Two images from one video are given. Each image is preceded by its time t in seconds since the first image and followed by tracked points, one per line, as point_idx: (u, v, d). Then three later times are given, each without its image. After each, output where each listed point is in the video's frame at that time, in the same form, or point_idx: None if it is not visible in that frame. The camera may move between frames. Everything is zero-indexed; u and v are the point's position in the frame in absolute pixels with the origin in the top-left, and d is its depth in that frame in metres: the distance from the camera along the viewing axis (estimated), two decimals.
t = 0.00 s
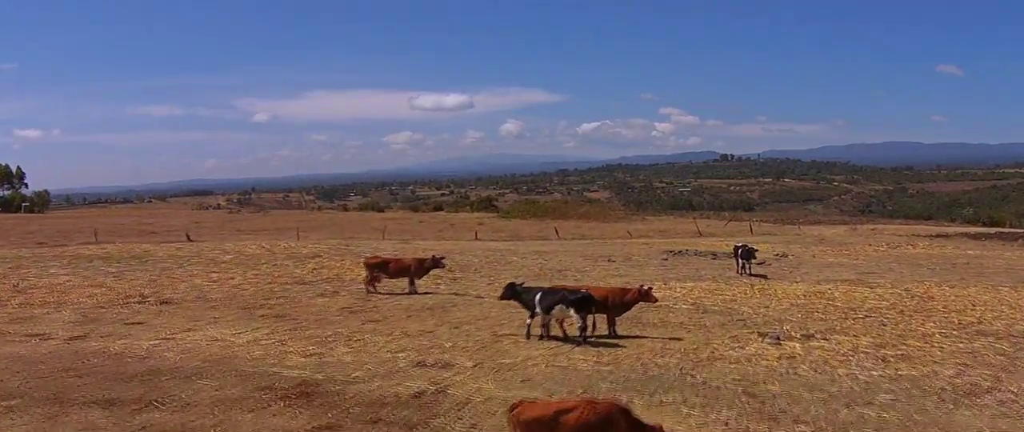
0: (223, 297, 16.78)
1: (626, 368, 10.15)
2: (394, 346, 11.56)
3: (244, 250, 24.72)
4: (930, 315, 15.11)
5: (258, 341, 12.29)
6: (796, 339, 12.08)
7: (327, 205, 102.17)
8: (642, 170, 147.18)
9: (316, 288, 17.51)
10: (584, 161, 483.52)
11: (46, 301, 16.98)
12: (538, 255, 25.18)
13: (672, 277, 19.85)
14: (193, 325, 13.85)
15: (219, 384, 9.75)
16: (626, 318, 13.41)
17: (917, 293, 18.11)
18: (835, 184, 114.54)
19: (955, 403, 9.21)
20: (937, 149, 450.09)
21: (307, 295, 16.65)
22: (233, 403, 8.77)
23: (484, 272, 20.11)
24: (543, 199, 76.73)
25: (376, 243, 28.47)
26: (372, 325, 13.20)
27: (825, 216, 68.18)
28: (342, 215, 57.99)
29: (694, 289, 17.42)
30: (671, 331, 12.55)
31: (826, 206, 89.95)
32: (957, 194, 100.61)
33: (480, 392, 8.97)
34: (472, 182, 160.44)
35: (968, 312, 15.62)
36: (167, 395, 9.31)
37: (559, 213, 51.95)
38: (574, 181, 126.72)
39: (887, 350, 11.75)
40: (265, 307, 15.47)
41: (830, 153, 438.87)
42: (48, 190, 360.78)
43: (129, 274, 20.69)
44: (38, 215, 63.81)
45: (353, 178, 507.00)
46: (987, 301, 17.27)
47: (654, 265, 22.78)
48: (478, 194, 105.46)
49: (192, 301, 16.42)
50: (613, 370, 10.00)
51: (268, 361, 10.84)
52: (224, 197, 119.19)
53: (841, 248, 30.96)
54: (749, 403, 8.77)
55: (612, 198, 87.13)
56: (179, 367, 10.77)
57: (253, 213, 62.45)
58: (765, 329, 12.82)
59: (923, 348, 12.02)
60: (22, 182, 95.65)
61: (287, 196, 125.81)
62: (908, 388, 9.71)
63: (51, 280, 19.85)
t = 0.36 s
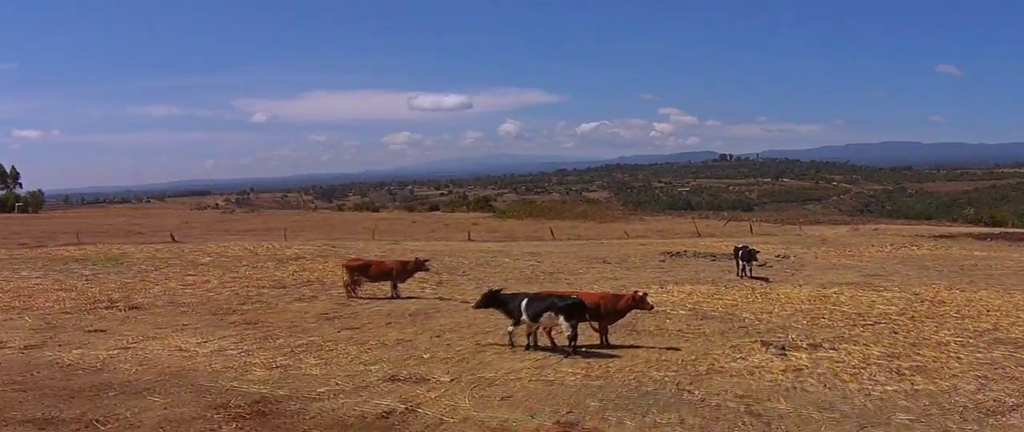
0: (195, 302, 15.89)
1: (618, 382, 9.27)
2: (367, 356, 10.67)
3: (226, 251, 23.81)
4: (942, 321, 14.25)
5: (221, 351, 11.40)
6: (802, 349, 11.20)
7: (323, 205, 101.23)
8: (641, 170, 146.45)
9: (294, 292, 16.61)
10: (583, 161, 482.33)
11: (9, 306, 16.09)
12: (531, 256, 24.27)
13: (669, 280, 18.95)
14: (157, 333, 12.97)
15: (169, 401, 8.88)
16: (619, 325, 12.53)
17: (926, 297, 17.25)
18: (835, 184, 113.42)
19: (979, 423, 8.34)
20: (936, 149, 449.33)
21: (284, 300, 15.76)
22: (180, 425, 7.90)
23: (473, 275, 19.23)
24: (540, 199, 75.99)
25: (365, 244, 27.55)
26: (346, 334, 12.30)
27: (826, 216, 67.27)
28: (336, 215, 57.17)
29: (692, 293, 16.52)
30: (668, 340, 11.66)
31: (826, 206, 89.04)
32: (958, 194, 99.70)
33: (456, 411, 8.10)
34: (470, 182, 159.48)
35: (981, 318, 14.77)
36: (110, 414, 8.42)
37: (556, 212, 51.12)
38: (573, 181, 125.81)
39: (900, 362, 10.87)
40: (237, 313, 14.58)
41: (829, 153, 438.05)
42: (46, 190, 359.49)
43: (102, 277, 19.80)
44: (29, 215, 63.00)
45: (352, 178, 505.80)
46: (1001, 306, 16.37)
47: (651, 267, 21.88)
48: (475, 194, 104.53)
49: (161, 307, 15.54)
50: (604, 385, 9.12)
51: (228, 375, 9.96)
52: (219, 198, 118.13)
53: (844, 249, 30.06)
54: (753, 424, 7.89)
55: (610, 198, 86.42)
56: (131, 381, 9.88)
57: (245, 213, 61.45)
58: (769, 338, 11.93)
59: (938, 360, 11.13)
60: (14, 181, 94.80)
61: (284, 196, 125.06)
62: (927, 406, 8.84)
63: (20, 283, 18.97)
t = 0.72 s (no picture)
0: (169, 309, 15.05)
1: (611, 401, 8.42)
2: (341, 370, 9.83)
3: (210, 253, 22.96)
4: (960, 330, 13.37)
5: (185, 365, 10.57)
6: (812, 362, 10.35)
7: (320, 205, 100.35)
8: (641, 170, 145.64)
9: (274, 298, 15.77)
10: (583, 161, 481.42)
11: None
12: (526, 259, 23.41)
13: (669, 284, 18.07)
14: (120, 344, 12.13)
15: (116, 422, 8.05)
16: (615, 336, 11.65)
17: (939, 302, 16.38)
18: (837, 183, 112.59)
19: None
20: (937, 148, 448.22)
21: (262, 306, 14.90)
22: None
23: (464, 279, 18.38)
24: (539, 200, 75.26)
25: (355, 246, 26.69)
26: (321, 344, 11.45)
27: (828, 216, 66.35)
28: (332, 215, 56.40)
29: (694, 299, 15.65)
30: (667, 352, 10.80)
31: (826, 206, 88.11)
32: (961, 194, 98.68)
33: None
34: (469, 182, 158.67)
35: (1001, 326, 13.89)
36: None
37: (555, 213, 50.31)
38: (573, 181, 124.92)
39: (920, 377, 10.01)
40: (210, 320, 13.74)
41: (830, 153, 436.82)
42: (45, 191, 358.61)
43: (76, 281, 18.93)
44: (20, 216, 62.26)
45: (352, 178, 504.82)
46: (1020, 312, 15.49)
47: (651, 270, 21.01)
48: (473, 194, 103.61)
49: (131, 314, 14.69)
50: (595, 405, 8.27)
51: (185, 393, 9.13)
52: (217, 198, 117.40)
53: (849, 250, 29.14)
54: None
55: (610, 197, 85.68)
56: (80, 400, 9.07)
57: (240, 214, 60.57)
58: (777, 349, 11.07)
59: (960, 373, 10.28)
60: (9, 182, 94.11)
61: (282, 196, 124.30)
62: (955, 429, 7.97)
63: None
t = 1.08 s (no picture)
0: (138, 316, 14.19)
1: (606, 424, 7.56)
2: (309, 387, 8.98)
3: (192, 256, 22.07)
4: (980, 339, 12.52)
5: (142, 381, 9.72)
6: (826, 377, 9.50)
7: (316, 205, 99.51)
8: (640, 170, 144.81)
9: (251, 304, 14.92)
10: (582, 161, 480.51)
11: None
12: (520, 261, 22.50)
13: (669, 288, 17.21)
14: (79, 355, 11.29)
15: None
16: (611, 347, 10.79)
17: (954, 308, 15.53)
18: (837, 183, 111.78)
19: None
20: (937, 148, 447.30)
21: (237, 313, 14.06)
22: None
23: (454, 282, 17.52)
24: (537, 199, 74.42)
25: (344, 247, 25.80)
26: (293, 357, 10.59)
27: (829, 216, 65.31)
28: (327, 215, 55.57)
29: (695, 305, 14.77)
30: (667, 366, 9.94)
31: (826, 206, 87.15)
32: (962, 193, 97.70)
33: None
34: (468, 181, 157.81)
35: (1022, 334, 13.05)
36: None
37: (552, 212, 49.47)
38: (572, 181, 123.83)
39: (944, 395, 9.14)
40: (179, 328, 12.87)
41: (829, 153, 436.18)
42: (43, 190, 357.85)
43: (48, 284, 18.10)
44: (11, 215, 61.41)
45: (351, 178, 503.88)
46: None
47: (649, 273, 20.12)
48: (471, 194, 102.73)
49: (98, 321, 13.84)
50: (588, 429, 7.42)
51: (136, 413, 8.29)
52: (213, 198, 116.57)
53: (854, 251, 28.23)
54: None
55: (608, 197, 84.88)
56: (19, 421, 8.22)
57: (234, 213, 59.75)
58: (786, 362, 10.21)
59: (987, 390, 9.42)
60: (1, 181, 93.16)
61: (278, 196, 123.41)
62: None
63: None
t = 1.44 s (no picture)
0: (106, 324, 13.33)
1: None
2: (275, 408, 8.13)
3: (173, 259, 21.18)
4: (1004, 350, 11.68)
5: (93, 400, 8.86)
6: (843, 397, 8.66)
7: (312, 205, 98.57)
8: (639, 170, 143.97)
9: (227, 311, 14.04)
10: (581, 161, 479.26)
11: None
12: (515, 263, 21.64)
13: (670, 293, 16.35)
14: (32, 368, 10.43)
15: None
16: (608, 361, 9.94)
17: (971, 315, 14.69)
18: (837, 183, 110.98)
19: None
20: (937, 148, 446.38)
21: (211, 321, 13.19)
22: None
23: (444, 287, 16.65)
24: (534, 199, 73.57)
25: (333, 249, 24.91)
26: (263, 372, 9.73)
27: (830, 216, 64.49)
28: (321, 216, 54.66)
29: (699, 312, 13.91)
30: (669, 383, 9.08)
31: (826, 206, 86.26)
32: (964, 193, 96.79)
33: None
34: (465, 181, 156.93)
35: None
36: None
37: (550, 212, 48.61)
38: (570, 181, 122.86)
39: (974, 416, 8.31)
40: (146, 339, 12.03)
41: (828, 152, 435.45)
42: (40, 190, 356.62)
43: (18, 289, 17.22)
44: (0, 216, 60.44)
45: (349, 177, 503.07)
46: None
47: (649, 276, 19.26)
48: (469, 194, 101.85)
49: (62, 330, 12.97)
50: None
51: None
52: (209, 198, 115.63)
53: (860, 254, 27.34)
54: None
55: (607, 197, 84.06)
56: None
57: (227, 213, 58.84)
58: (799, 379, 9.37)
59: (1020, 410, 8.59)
60: None
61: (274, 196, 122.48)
62: None
63: None
